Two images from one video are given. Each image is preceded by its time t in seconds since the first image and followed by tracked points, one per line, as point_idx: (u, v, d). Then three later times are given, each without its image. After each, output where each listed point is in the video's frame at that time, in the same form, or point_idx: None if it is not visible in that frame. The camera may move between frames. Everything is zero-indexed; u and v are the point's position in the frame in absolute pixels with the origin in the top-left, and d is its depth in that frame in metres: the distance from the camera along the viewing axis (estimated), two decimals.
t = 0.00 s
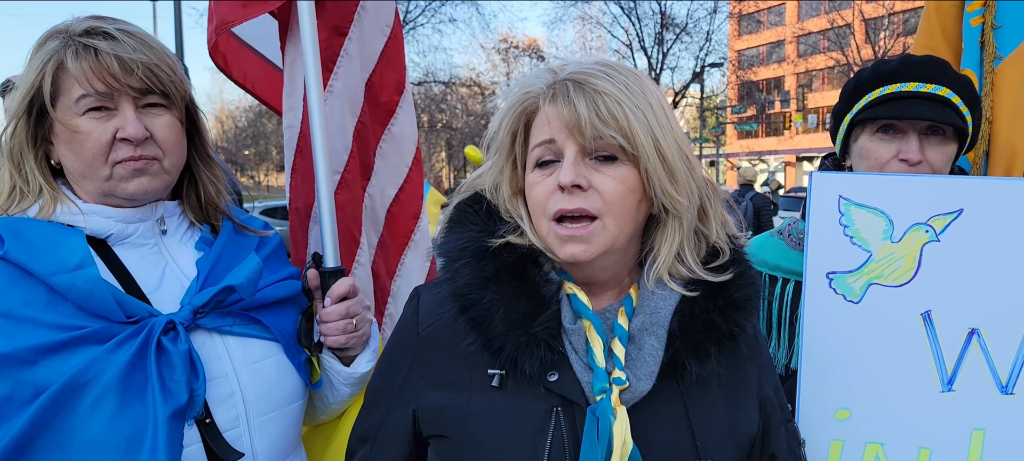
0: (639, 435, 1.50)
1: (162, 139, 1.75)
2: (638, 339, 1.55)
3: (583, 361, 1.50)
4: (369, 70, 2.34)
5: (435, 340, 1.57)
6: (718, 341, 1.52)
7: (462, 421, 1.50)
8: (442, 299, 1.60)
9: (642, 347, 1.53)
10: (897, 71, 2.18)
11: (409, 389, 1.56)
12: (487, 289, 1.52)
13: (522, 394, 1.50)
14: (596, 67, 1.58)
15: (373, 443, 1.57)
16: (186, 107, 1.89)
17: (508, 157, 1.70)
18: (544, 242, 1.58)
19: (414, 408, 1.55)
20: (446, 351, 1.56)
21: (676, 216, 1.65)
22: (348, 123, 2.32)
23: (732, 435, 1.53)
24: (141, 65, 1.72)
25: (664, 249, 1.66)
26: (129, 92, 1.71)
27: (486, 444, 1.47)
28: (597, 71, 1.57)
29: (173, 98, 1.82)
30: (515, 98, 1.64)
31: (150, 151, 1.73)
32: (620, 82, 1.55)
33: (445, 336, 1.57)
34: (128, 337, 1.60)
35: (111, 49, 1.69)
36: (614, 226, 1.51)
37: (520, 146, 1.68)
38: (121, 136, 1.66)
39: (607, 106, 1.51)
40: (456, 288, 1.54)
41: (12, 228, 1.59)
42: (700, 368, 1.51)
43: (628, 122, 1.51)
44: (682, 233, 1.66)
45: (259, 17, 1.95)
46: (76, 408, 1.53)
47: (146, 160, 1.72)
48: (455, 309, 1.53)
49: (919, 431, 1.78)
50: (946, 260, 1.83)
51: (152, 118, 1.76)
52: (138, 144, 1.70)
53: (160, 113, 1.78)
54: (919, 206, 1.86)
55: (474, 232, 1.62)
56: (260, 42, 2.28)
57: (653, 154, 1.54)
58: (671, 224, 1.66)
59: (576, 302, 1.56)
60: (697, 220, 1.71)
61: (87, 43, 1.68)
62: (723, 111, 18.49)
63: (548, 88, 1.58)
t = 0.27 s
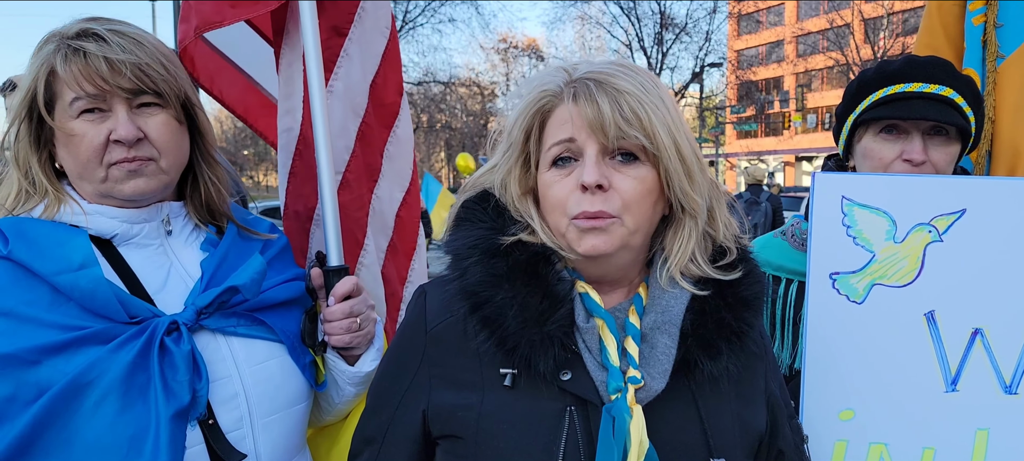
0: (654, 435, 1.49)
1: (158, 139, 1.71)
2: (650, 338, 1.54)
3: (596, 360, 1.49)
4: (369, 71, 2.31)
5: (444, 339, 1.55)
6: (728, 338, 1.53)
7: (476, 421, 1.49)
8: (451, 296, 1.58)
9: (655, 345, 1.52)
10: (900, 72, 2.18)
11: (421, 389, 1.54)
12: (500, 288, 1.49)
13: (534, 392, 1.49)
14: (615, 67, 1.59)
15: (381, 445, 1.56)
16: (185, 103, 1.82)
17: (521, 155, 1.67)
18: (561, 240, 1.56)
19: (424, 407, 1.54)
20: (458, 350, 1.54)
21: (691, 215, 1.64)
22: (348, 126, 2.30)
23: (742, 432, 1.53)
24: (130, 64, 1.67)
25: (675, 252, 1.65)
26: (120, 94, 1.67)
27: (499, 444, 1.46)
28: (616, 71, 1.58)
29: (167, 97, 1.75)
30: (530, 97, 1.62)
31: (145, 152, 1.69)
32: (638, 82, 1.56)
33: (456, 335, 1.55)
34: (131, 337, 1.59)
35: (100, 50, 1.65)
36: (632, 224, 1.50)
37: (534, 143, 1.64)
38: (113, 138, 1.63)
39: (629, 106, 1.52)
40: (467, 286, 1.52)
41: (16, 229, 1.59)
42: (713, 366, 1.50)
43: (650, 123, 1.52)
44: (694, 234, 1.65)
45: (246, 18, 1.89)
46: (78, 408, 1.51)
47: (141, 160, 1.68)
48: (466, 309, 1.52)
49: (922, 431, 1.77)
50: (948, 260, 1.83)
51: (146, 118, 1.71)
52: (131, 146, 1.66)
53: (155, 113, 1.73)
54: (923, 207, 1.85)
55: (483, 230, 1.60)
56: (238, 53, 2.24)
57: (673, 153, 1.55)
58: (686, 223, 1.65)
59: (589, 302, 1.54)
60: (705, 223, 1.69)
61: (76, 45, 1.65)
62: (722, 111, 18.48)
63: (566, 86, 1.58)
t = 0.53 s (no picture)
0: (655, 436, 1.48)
1: (170, 138, 1.70)
2: (650, 339, 1.54)
3: (597, 361, 1.50)
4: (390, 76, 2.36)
5: (445, 341, 1.54)
6: (728, 339, 1.54)
7: (479, 424, 1.48)
8: (450, 300, 1.57)
9: (655, 346, 1.53)
10: (901, 73, 2.18)
11: (422, 392, 1.53)
12: (500, 290, 1.50)
13: (536, 395, 1.48)
14: (609, 67, 1.60)
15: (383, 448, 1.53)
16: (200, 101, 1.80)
17: (520, 157, 1.68)
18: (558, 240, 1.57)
19: (425, 410, 1.52)
20: (459, 353, 1.53)
21: (686, 213, 1.64)
22: (371, 129, 2.31)
23: (742, 433, 1.53)
24: (143, 62, 1.67)
25: (675, 247, 1.65)
26: (133, 92, 1.67)
27: (502, 444, 1.46)
28: (612, 72, 1.58)
29: (180, 96, 1.74)
30: (528, 99, 1.64)
31: (157, 151, 1.69)
32: (632, 81, 1.57)
33: (457, 338, 1.54)
34: (142, 337, 1.58)
35: (114, 48, 1.66)
36: (627, 220, 1.50)
37: (531, 145, 1.65)
38: (125, 136, 1.63)
39: (620, 103, 1.52)
40: (467, 289, 1.52)
41: (32, 227, 1.60)
42: (713, 367, 1.51)
43: (642, 119, 1.52)
44: (693, 233, 1.65)
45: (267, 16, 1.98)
46: (89, 407, 1.51)
47: (152, 159, 1.68)
48: (466, 312, 1.52)
49: (925, 431, 1.77)
50: (950, 260, 1.83)
51: (160, 117, 1.71)
52: (142, 144, 1.66)
53: (169, 111, 1.72)
54: (922, 207, 1.86)
55: (483, 233, 1.58)
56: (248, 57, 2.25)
57: (666, 151, 1.55)
58: (681, 220, 1.65)
59: (587, 303, 1.55)
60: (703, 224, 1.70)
61: (92, 44, 1.66)
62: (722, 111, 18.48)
63: (561, 88, 1.59)
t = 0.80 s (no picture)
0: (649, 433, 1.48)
1: (186, 138, 1.71)
2: (644, 335, 1.54)
3: (591, 357, 1.49)
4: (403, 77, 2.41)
5: (441, 340, 1.55)
6: (722, 336, 1.54)
7: (475, 420, 1.48)
8: (447, 299, 1.58)
9: (648, 342, 1.53)
10: (899, 74, 2.19)
11: (420, 390, 1.54)
12: (494, 289, 1.51)
13: (530, 391, 1.49)
14: (614, 71, 1.59)
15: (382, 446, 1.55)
16: (218, 102, 1.80)
17: (521, 158, 1.66)
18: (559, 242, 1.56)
19: (423, 408, 1.53)
20: (455, 351, 1.54)
21: (687, 218, 1.66)
22: (380, 131, 2.38)
23: (737, 428, 1.52)
24: (162, 62, 1.68)
25: (668, 253, 1.66)
26: (151, 91, 1.68)
27: (498, 441, 1.46)
28: (613, 75, 1.58)
29: (198, 97, 1.74)
30: (530, 99, 1.61)
31: (172, 150, 1.70)
32: (637, 87, 1.57)
33: (453, 337, 1.55)
34: (149, 336, 1.58)
35: (134, 48, 1.67)
36: (631, 228, 1.51)
37: (533, 145, 1.63)
38: (141, 135, 1.64)
39: (630, 111, 1.52)
40: (462, 288, 1.53)
41: (45, 222, 1.59)
42: (707, 363, 1.51)
43: (650, 129, 1.53)
44: (691, 237, 1.66)
45: (277, 22, 2.07)
46: (95, 405, 1.51)
47: (167, 159, 1.68)
48: (462, 310, 1.53)
49: (925, 429, 1.78)
50: (948, 259, 1.84)
51: (177, 117, 1.71)
52: (158, 143, 1.67)
53: (186, 112, 1.73)
54: (921, 207, 1.86)
55: (479, 234, 1.61)
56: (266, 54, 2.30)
57: (671, 159, 1.56)
58: (681, 225, 1.66)
59: (583, 300, 1.55)
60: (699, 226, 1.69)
61: (113, 43, 1.68)
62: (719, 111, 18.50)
63: (567, 89, 1.57)
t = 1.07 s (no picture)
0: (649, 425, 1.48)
1: (205, 138, 1.72)
2: (644, 330, 1.54)
3: (592, 352, 1.50)
4: (430, 81, 2.42)
5: (445, 335, 1.56)
6: (720, 330, 1.54)
7: (479, 413, 1.48)
8: (451, 295, 1.60)
9: (648, 336, 1.53)
10: (896, 74, 2.22)
11: (423, 385, 1.55)
12: (497, 286, 1.53)
13: (532, 385, 1.49)
14: (626, 71, 1.62)
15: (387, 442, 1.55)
16: (238, 105, 1.81)
17: (529, 152, 1.66)
18: (567, 234, 1.55)
19: (427, 402, 1.54)
20: (458, 346, 1.55)
21: (689, 216, 1.67)
22: (404, 133, 2.40)
23: (737, 421, 1.52)
24: (182, 64, 1.70)
25: (670, 249, 1.67)
26: (173, 92, 1.70)
27: (501, 433, 1.47)
28: (625, 74, 1.61)
29: (218, 100, 1.75)
30: (540, 96, 1.62)
31: (191, 150, 1.71)
32: (647, 86, 1.60)
33: (457, 333, 1.56)
34: (169, 326, 1.59)
35: (157, 50, 1.70)
36: (638, 223, 1.52)
37: (542, 138, 1.63)
38: (162, 134, 1.66)
39: (641, 109, 1.55)
40: (466, 285, 1.55)
41: (72, 215, 1.62)
42: (706, 356, 1.51)
43: (660, 127, 1.56)
44: (693, 234, 1.68)
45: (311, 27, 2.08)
46: (115, 392, 1.52)
47: (187, 158, 1.70)
48: (466, 307, 1.54)
49: (923, 425, 1.81)
50: (946, 256, 1.87)
51: (197, 118, 1.73)
52: (178, 142, 1.68)
53: (206, 113, 1.74)
54: (919, 206, 1.89)
55: (481, 232, 1.62)
56: (302, 57, 2.31)
57: (679, 157, 1.59)
58: (683, 223, 1.68)
59: (583, 295, 1.57)
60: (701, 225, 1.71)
61: (139, 46, 1.71)
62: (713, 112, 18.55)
63: (578, 86, 1.59)
